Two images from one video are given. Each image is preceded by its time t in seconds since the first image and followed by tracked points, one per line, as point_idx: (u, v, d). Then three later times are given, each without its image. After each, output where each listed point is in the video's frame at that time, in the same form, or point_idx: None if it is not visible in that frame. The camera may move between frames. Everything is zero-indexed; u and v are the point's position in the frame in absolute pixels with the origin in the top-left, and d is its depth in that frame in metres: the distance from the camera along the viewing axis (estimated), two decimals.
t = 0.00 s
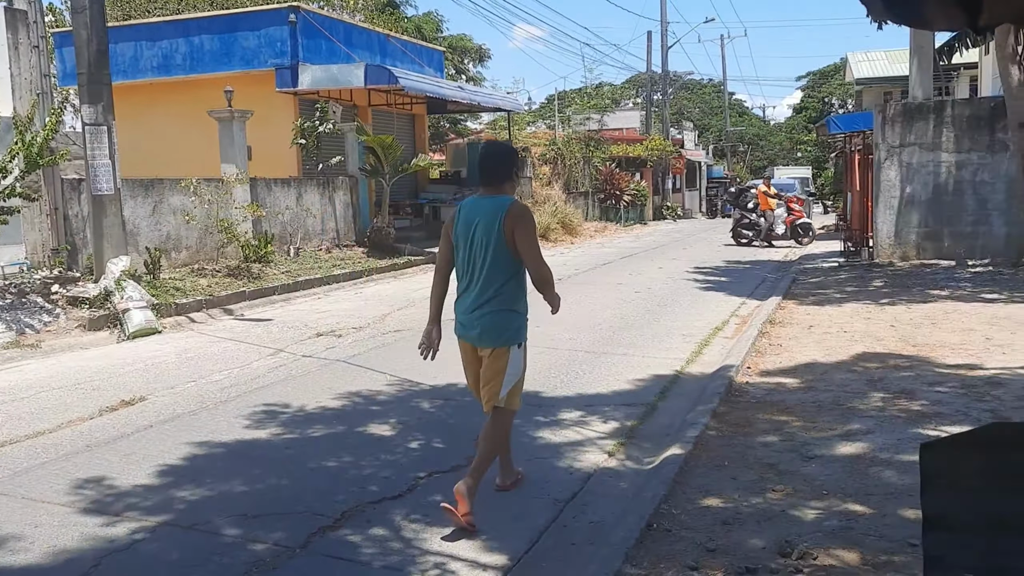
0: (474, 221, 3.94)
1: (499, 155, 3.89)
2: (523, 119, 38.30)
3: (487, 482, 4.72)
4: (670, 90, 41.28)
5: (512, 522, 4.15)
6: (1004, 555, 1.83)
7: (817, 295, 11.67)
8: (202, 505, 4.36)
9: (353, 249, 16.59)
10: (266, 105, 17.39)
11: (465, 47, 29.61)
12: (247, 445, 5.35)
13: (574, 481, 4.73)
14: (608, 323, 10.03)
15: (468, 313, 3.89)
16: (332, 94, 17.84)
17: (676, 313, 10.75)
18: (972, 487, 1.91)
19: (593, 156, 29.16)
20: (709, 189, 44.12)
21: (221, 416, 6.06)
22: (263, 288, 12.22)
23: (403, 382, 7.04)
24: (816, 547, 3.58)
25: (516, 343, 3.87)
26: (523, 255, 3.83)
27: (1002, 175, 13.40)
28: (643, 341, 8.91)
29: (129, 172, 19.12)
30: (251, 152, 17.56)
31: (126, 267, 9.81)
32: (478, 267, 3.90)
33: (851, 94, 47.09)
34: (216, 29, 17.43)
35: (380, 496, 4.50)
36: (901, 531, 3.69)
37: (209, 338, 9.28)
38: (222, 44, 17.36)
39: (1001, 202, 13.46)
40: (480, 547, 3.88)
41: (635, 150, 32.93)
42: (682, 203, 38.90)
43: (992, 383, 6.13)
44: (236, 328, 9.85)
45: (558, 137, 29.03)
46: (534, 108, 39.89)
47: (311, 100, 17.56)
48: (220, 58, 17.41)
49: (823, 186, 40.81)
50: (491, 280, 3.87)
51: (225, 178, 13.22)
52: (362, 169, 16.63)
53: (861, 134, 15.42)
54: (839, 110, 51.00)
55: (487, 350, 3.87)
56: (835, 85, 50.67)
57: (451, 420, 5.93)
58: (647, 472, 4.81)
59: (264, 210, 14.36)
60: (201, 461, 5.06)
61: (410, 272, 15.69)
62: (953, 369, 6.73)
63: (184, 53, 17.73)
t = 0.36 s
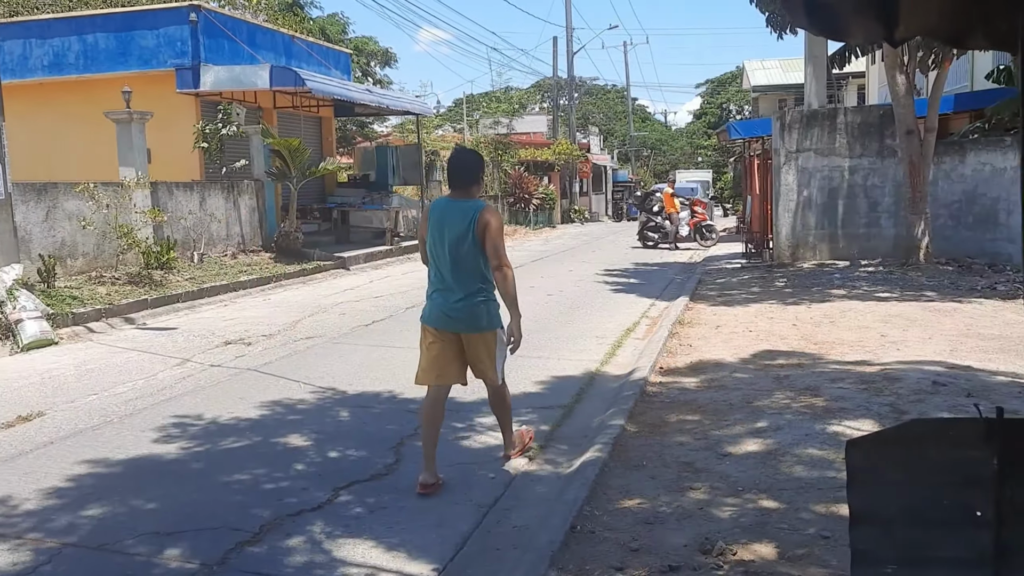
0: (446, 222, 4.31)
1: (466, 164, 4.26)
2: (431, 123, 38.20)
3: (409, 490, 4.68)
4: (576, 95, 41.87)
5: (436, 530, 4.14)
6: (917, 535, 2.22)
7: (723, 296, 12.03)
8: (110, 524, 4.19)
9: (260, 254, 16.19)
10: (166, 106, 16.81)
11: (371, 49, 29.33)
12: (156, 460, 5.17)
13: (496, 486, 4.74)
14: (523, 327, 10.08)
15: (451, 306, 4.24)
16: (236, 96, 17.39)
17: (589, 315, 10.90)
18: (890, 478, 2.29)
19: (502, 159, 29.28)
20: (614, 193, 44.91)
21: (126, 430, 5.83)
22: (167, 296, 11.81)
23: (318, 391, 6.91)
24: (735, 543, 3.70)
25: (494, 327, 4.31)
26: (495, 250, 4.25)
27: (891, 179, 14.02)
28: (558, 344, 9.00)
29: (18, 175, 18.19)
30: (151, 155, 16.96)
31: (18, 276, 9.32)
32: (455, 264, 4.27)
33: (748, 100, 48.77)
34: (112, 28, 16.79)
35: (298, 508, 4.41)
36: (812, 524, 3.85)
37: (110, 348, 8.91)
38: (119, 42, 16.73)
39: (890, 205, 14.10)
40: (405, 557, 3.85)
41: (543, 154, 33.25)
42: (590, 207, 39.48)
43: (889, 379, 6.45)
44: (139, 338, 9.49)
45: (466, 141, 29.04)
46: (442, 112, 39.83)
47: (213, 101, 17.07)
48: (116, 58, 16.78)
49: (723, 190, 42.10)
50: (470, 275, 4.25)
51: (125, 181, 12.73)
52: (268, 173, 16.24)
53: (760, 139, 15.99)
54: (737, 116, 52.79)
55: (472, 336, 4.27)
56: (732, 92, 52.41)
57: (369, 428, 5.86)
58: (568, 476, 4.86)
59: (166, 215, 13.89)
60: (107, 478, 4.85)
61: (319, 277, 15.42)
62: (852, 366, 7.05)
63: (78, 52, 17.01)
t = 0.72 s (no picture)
0: (453, 217, 5.03)
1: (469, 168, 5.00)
2: (382, 127, 38.00)
3: (366, 496, 4.65)
4: (527, 98, 42.06)
5: (396, 536, 4.13)
6: (881, 532, 2.46)
7: (676, 298, 12.19)
8: (60, 535, 4.09)
9: (208, 259, 15.91)
10: (110, 107, 16.44)
11: (320, 51, 29.07)
12: (104, 470, 5.05)
13: (456, 490, 4.75)
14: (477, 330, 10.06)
15: (447, 289, 4.93)
16: (183, 97, 17.09)
17: (543, 318, 10.94)
18: (856, 477, 2.52)
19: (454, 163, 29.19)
20: (565, 196, 45.17)
21: (73, 439, 5.69)
22: (113, 301, 11.56)
23: (271, 397, 6.82)
24: (694, 543, 3.75)
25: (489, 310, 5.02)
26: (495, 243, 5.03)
27: (836, 183, 14.41)
28: (512, 347, 9.02)
29: None
30: (94, 157, 16.57)
31: None
32: (455, 254, 4.99)
33: (695, 105, 49.55)
34: (54, 27, 16.41)
35: (255, 516, 4.35)
36: (769, 522, 3.92)
37: (54, 355, 8.68)
38: (61, 42, 16.34)
39: (835, 208, 14.49)
40: (365, 563, 3.84)
41: (494, 158, 33.27)
42: (541, 211, 39.61)
43: (838, 379, 6.59)
44: (84, 345, 9.26)
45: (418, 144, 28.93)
46: (392, 115, 39.64)
47: (159, 102, 16.76)
48: (58, 58, 16.39)
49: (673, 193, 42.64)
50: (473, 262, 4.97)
51: (68, 184, 12.43)
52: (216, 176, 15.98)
53: (709, 144, 16.23)
54: (685, 120, 53.63)
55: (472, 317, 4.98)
56: (680, 97, 53.23)
57: (324, 434, 5.81)
58: (527, 479, 4.87)
59: (112, 219, 13.59)
60: (55, 488, 4.73)
61: (270, 281, 15.21)
62: (802, 367, 7.19)
63: (18, 52, 16.59)
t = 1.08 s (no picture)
0: (446, 215, 5.47)
1: (455, 168, 5.40)
2: (359, 131, 37.85)
3: (348, 503, 4.63)
4: (503, 102, 42.18)
5: (378, 542, 4.10)
6: (865, 533, 2.55)
7: (653, 301, 12.24)
8: (35, 547, 4.02)
9: (184, 264, 15.76)
10: (82, 112, 16.25)
11: (295, 55, 28.97)
12: (79, 479, 4.97)
13: (437, 495, 4.74)
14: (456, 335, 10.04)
15: (445, 283, 5.39)
16: (157, 102, 16.95)
17: (522, 322, 10.93)
18: (840, 480, 2.58)
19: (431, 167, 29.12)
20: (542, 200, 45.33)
21: (47, 449, 5.60)
22: (87, 308, 11.42)
23: (248, 404, 6.76)
24: (676, 546, 3.76)
25: (486, 298, 5.46)
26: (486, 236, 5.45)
27: (811, 186, 14.52)
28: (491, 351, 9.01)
29: None
30: (66, 162, 16.36)
31: None
32: (450, 250, 5.44)
33: (671, 108, 49.89)
34: (26, 31, 16.24)
35: (234, 525, 4.31)
36: (750, 524, 3.94)
37: (26, 364, 8.55)
38: (33, 46, 16.17)
39: (811, 211, 14.62)
40: (348, 570, 3.81)
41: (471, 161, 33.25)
42: (519, 215, 39.60)
43: (815, 380, 6.64)
44: (57, 352, 9.14)
45: (395, 148, 28.90)
46: (369, 119, 39.51)
47: (133, 107, 16.60)
48: (30, 62, 16.20)
49: (649, 195, 42.91)
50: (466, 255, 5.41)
51: (40, 190, 12.25)
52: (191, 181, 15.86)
53: (685, 147, 16.33)
54: (661, 124, 54.13)
55: (470, 306, 5.42)
56: (656, 100, 53.69)
57: (302, 441, 5.75)
58: (508, 483, 4.86)
59: (85, 225, 13.42)
60: (30, 498, 4.66)
61: (246, 287, 15.10)
62: (780, 368, 7.23)
63: None
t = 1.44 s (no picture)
0: (458, 230, 5.61)
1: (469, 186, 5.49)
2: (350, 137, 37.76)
3: (335, 515, 4.57)
4: (495, 109, 42.19)
5: (365, 556, 4.05)
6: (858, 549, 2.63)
7: (645, 308, 12.21)
8: (14, 561, 3.94)
9: (173, 272, 15.66)
10: (71, 119, 16.16)
11: (286, 62, 28.92)
12: (62, 492, 4.89)
13: (426, 507, 4.68)
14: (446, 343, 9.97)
15: (454, 297, 5.59)
16: (146, 109, 16.88)
17: (513, 330, 10.87)
18: (831, 496, 2.67)
19: (422, 174, 29.03)
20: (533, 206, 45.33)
21: (30, 460, 5.52)
22: (74, 316, 11.31)
23: (236, 414, 6.68)
24: (667, 559, 3.72)
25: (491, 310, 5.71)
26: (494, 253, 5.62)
27: (803, 193, 14.51)
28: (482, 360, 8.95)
29: None
30: (54, 170, 16.26)
31: None
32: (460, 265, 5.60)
33: (663, 114, 49.96)
34: (14, 37, 16.20)
35: (219, 538, 4.25)
36: (742, 537, 3.90)
37: (11, 374, 8.45)
38: (21, 52, 16.12)
39: (803, 218, 14.61)
40: None
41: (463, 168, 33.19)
42: (510, 221, 39.50)
43: (808, 389, 6.60)
44: (42, 362, 9.04)
45: (386, 155, 28.83)
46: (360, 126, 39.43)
47: (123, 113, 16.53)
48: (18, 68, 16.14)
49: (640, 202, 42.95)
50: (475, 270, 5.59)
51: (27, 197, 12.14)
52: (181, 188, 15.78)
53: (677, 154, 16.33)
54: (652, 130, 54.31)
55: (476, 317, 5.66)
56: (647, 107, 53.84)
57: (291, 451, 5.68)
58: (498, 495, 4.81)
59: (73, 233, 13.32)
60: (12, 511, 4.58)
61: (236, 294, 15.00)
62: (773, 376, 7.20)
63: None
